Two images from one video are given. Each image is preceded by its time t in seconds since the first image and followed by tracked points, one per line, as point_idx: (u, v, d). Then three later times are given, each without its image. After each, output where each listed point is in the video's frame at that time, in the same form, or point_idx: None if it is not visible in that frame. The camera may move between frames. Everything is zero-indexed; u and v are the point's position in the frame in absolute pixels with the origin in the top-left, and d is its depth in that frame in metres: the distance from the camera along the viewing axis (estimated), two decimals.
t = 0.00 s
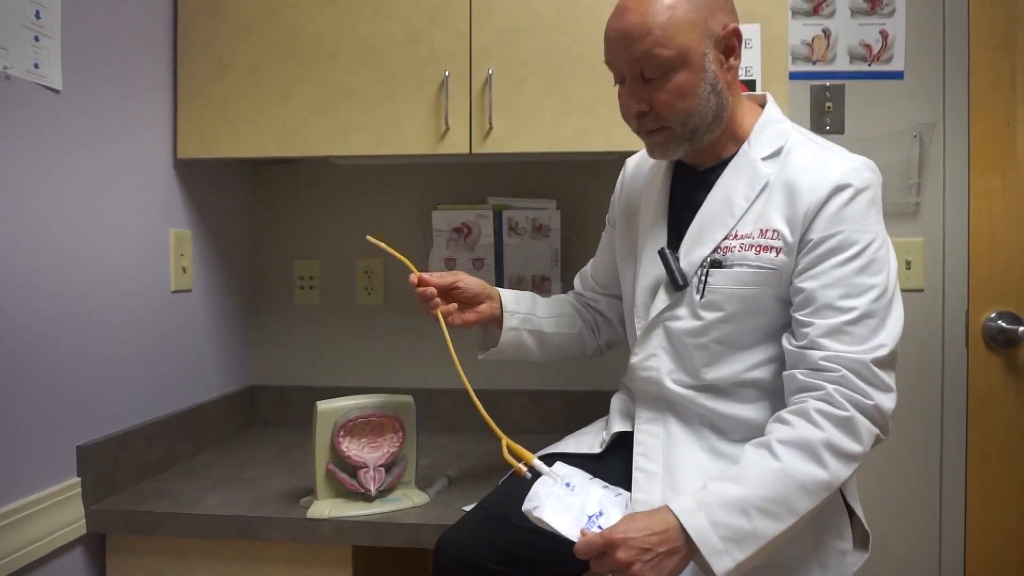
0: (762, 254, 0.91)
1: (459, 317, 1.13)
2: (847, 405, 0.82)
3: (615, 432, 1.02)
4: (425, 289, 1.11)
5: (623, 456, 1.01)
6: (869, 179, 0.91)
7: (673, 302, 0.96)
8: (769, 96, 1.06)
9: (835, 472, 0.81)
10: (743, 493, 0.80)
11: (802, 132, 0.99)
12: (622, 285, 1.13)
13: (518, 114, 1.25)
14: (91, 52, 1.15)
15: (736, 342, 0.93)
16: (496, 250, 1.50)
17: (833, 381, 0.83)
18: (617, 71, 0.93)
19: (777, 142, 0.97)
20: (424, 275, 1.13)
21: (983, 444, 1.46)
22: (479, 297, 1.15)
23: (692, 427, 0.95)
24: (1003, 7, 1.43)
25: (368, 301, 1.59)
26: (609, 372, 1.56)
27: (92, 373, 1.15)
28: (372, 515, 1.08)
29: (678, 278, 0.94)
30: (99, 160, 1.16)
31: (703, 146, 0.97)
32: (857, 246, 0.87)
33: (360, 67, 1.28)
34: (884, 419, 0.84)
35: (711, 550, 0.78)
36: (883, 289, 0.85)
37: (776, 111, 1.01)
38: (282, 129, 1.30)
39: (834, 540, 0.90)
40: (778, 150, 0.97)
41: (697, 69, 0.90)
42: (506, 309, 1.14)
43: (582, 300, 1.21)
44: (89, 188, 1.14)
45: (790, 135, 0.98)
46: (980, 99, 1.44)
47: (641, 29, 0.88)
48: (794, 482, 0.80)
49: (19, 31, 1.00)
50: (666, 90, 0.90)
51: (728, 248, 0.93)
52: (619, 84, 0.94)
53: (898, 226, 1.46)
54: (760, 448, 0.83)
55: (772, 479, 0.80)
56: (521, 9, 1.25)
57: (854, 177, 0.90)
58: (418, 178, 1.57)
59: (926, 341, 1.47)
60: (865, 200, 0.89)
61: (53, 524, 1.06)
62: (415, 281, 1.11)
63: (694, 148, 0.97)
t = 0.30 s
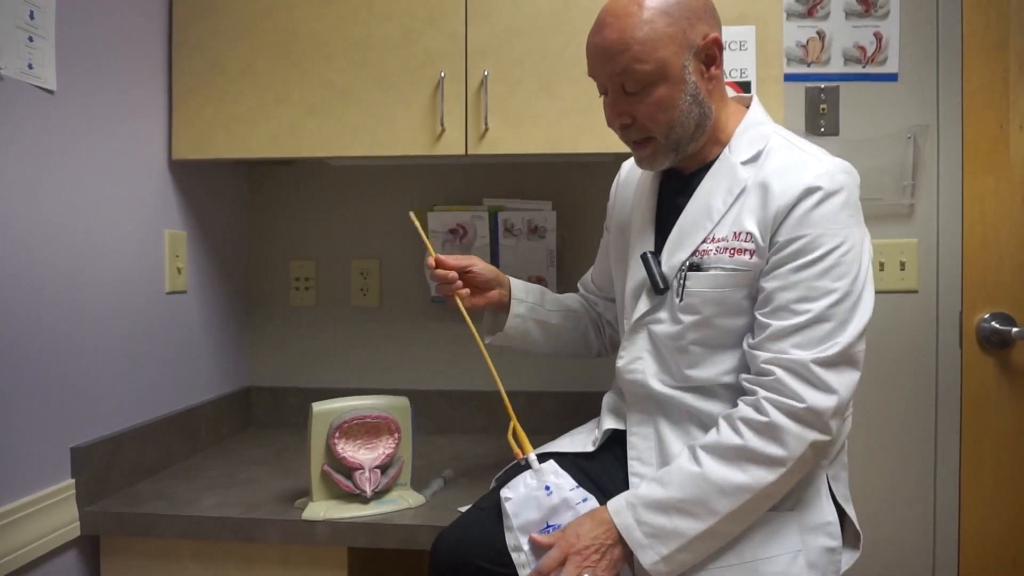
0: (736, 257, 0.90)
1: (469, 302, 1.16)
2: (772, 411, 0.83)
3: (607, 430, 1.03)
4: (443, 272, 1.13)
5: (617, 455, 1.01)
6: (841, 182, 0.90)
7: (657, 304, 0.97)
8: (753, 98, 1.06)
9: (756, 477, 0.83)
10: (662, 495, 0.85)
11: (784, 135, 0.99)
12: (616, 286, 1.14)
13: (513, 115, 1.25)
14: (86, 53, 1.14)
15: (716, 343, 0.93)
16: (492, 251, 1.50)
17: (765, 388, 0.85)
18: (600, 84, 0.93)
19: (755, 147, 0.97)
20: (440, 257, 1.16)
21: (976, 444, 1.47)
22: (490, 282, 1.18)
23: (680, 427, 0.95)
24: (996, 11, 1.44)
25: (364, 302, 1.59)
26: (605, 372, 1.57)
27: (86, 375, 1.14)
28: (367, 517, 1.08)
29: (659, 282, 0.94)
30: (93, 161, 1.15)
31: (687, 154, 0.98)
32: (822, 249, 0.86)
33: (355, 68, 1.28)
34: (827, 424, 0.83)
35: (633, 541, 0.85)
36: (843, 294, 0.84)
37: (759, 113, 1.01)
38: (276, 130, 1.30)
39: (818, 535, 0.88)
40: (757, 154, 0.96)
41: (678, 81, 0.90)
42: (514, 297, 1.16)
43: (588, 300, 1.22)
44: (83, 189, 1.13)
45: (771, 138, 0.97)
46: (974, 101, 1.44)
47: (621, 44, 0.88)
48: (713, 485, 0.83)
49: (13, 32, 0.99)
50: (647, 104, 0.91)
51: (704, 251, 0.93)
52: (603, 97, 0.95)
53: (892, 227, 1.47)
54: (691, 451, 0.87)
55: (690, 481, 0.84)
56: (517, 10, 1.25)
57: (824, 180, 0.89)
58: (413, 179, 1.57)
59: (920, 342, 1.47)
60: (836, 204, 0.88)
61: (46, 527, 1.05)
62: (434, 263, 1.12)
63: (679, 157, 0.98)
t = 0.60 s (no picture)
0: (728, 252, 0.91)
1: (472, 304, 1.16)
2: (784, 417, 0.82)
3: (604, 432, 1.03)
4: (448, 272, 1.13)
5: (615, 456, 1.01)
6: (826, 170, 0.89)
7: (652, 304, 0.97)
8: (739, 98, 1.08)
9: (767, 481, 0.83)
10: (674, 495, 0.85)
11: (769, 129, 0.99)
12: (611, 287, 1.14)
13: (511, 116, 1.25)
14: (83, 54, 1.14)
15: (712, 340, 0.93)
16: (489, 252, 1.51)
17: (777, 394, 0.84)
18: (597, 91, 0.93)
19: (740, 142, 0.97)
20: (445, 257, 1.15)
21: (973, 445, 1.47)
22: (494, 285, 1.17)
23: (677, 426, 0.95)
24: (991, 13, 1.44)
25: (361, 303, 1.59)
26: (602, 373, 1.57)
27: (82, 376, 1.14)
28: (364, 518, 1.08)
29: (653, 281, 0.95)
30: (90, 161, 1.15)
31: (686, 154, 0.97)
32: (814, 238, 0.85)
33: (353, 68, 1.28)
34: (835, 428, 0.83)
35: (644, 541, 0.85)
36: (841, 281, 0.84)
37: (743, 111, 1.02)
38: (274, 131, 1.30)
39: (818, 534, 0.88)
40: (742, 148, 0.97)
41: (675, 80, 0.91)
42: (517, 300, 1.16)
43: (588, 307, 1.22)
44: (79, 190, 1.13)
45: (755, 132, 0.98)
46: (969, 103, 1.45)
47: (618, 46, 0.88)
48: (725, 487, 0.83)
49: (9, 32, 0.99)
50: (648, 104, 0.90)
51: (698, 248, 0.93)
52: (599, 104, 0.94)
53: (889, 228, 1.47)
54: (702, 453, 0.87)
55: (704, 484, 0.84)
56: (514, 11, 1.25)
57: (811, 169, 0.89)
58: (411, 180, 1.57)
59: (917, 343, 1.47)
60: (825, 191, 0.88)
61: (42, 529, 1.05)
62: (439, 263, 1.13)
63: (679, 156, 0.97)
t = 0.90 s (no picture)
0: (721, 250, 0.91)
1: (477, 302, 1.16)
2: (774, 415, 0.83)
3: (601, 435, 1.03)
4: (456, 272, 1.12)
5: (614, 458, 1.01)
6: (818, 166, 0.89)
7: (647, 305, 0.97)
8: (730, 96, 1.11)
9: (760, 480, 0.83)
10: (668, 498, 0.86)
11: (760, 127, 0.99)
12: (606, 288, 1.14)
13: (510, 117, 1.25)
14: (82, 55, 1.14)
15: (707, 340, 0.93)
16: (489, 253, 1.51)
17: (767, 392, 0.85)
18: (619, 60, 0.93)
19: (732, 141, 0.98)
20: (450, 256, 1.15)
21: (972, 446, 1.47)
22: (498, 284, 1.17)
23: (673, 429, 0.95)
24: (990, 15, 1.45)
25: (360, 304, 1.59)
26: (602, 374, 1.57)
27: (82, 376, 1.14)
28: (363, 519, 1.08)
29: (648, 281, 0.95)
30: (89, 162, 1.15)
31: (697, 137, 0.98)
32: (807, 234, 0.85)
33: (352, 69, 1.28)
34: (827, 425, 0.83)
35: (640, 546, 0.86)
36: (834, 277, 0.84)
37: (734, 111, 1.03)
38: (274, 131, 1.30)
39: (816, 536, 0.88)
40: (734, 147, 0.97)
41: (691, 52, 0.95)
42: (521, 301, 1.16)
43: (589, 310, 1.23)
44: (79, 191, 1.13)
45: (748, 132, 0.98)
46: (968, 104, 1.45)
47: (645, 10, 0.91)
48: (718, 488, 0.83)
49: (9, 33, 0.99)
50: (672, 70, 0.93)
51: (692, 248, 0.94)
52: (619, 76, 0.95)
53: (889, 229, 1.47)
54: (695, 454, 0.88)
55: (696, 486, 0.85)
56: (514, 12, 1.25)
57: (803, 165, 0.89)
58: (410, 181, 1.57)
59: (916, 344, 1.47)
60: (817, 186, 0.87)
61: (41, 530, 1.05)
62: (447, 263, 1.12)
63: (692, 139, 0.98)
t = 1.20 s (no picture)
0: (719, 257, 0.91)
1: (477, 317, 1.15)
2: (769, 415, 0.83)
3: (599, 435, 1.03)
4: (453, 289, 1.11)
5: (614, 458, 1.01)
6: (819, 177, 0.89)
7: (644, 309, 0.97)
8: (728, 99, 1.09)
9: (761, 482, 0.82)
10: (671, 510, 0.83)
11: (760, 132, 0.98)
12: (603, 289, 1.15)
13: (510, 117, 1.25)
14: (81, 56, 1.14)
15: (703, 344, 0.93)
16: (489, 254, 1.51)
17: (755, 393, 0.85)
18: (619, 57, 0.93)
19: (733, 146, 0.97)
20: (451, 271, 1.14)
21: (972, 447, 1.47)
22: (496, 300, 1.17)
23: (672, 430, 0.95)
24: (990, 15, 1.45)
25: (360, 305, 1.59)
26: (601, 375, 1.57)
27: (82, 377, 1.14)
28: (363, 520, 1.08)
29: (646, 286, 0.94)
30: (89, 163, 1.15)
31: (694, 138, 0.98)
32: (804, 246, 0.85)
33: (352, 70, 1.28)
34: (818, 424, 0.84)
35: (644, 561, 0.83)
36: (827, 289, 0.84)
37: (733, 114, 1.02)
38: (274, 132, 1.30)
39: (817, 539, 0.88)
40: (734, 153, 0.97)
41: (691, 51, 0.95)
42: (521, 311, 1.16)
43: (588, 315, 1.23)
44: (79, 191, 1.13)
45: (748, 137, 0.98)
46: (968, 105, 1.45)
47: (646, 7, 0.91)
48: (720, 494, 0.82)
49: (8, 34, 0.99)
50: (671, 69, 0.93)
51: (689, 253, 0.93)
52: (619, 72, 0.95)
53: (889, 230, 1.47)
54: (690, 461, 0.86)
55: (698, 494, 0.83)
56: (514, 12, 1.25)
57: (803, 176, 0.89)
58: (410, 182, 1.57)
59: (917, 344, 1.47)
60: (817, 198, 0.87)
61: (40, 531, 1.05)
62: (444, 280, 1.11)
63: (689, 140, 0.98)
